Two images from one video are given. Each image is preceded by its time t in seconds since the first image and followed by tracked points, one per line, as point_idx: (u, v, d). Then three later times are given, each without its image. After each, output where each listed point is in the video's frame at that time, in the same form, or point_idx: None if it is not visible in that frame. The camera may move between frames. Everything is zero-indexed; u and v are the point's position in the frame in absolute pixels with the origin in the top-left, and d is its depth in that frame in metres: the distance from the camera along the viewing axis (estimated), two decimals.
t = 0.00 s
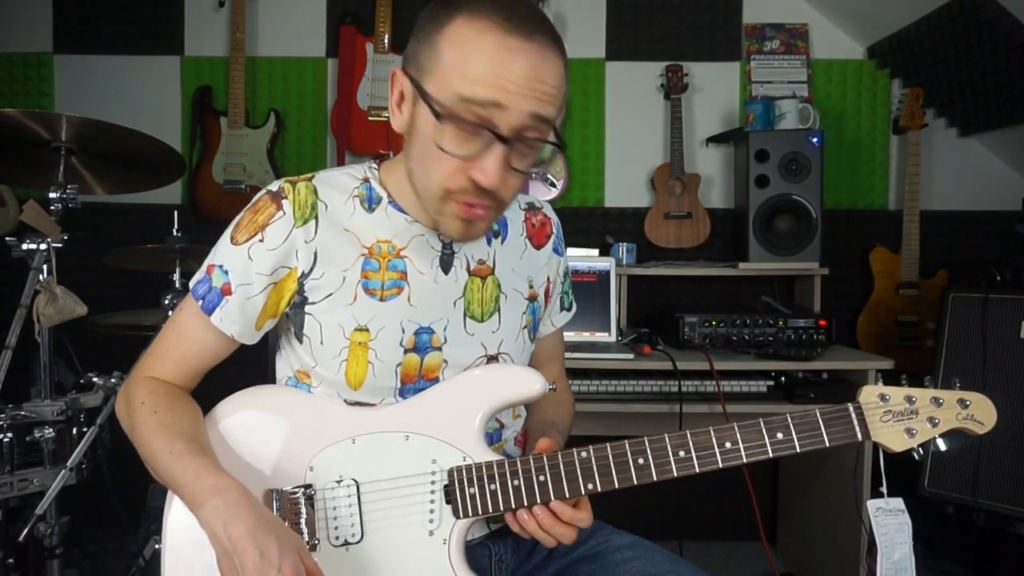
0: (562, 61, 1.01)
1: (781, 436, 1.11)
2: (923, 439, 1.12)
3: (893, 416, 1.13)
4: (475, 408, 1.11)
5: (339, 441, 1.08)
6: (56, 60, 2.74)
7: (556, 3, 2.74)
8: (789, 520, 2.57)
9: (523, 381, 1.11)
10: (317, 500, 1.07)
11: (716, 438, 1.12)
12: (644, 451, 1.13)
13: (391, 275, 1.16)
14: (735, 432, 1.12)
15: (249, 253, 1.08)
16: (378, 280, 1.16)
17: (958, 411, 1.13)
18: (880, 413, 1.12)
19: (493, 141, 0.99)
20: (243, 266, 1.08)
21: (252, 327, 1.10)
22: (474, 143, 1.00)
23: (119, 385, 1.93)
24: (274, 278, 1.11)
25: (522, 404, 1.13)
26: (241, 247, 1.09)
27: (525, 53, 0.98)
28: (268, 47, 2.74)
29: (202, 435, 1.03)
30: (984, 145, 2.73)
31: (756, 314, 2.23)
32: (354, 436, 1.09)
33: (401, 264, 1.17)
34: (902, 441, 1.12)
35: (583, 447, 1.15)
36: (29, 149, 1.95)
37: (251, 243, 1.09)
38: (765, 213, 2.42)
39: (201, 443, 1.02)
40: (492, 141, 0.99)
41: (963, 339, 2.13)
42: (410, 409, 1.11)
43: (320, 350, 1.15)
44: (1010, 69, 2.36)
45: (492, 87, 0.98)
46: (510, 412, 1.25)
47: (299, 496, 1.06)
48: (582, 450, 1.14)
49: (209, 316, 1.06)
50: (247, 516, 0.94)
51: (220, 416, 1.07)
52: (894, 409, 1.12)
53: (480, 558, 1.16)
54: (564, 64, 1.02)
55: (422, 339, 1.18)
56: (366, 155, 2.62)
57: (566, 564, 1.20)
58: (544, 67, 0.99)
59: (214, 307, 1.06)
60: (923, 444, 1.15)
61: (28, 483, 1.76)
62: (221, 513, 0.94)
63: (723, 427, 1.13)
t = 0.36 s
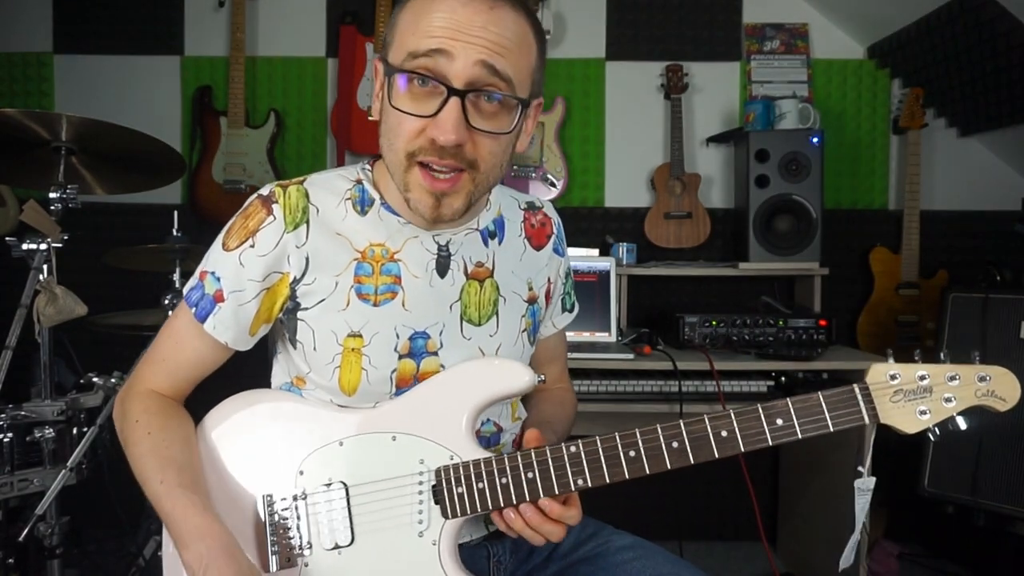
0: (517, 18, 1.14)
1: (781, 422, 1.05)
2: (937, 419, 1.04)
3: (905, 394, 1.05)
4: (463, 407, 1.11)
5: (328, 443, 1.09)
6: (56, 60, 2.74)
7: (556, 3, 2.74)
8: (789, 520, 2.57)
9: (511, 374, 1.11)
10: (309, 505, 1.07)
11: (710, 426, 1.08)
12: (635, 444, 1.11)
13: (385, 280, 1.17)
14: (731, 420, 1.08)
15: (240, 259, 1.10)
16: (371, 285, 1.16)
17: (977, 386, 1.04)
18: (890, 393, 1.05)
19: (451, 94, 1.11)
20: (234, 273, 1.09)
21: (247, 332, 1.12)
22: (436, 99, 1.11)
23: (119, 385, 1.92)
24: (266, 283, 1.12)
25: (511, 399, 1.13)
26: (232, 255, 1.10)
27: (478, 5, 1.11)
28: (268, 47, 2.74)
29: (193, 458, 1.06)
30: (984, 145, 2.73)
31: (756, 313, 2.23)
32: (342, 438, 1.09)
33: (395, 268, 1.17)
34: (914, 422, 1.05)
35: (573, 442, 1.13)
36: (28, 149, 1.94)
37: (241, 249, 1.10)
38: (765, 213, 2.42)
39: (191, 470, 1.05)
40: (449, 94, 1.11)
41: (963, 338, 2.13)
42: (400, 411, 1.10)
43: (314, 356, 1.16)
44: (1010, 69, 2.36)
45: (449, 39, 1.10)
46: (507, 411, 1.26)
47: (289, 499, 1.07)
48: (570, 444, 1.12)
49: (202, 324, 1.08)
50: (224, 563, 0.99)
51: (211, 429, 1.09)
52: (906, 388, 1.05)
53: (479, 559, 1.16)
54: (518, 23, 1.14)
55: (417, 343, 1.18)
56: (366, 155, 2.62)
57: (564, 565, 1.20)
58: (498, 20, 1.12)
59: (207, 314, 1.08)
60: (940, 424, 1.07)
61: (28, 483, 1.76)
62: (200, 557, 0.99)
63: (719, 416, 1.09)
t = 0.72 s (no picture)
0: (487, 7, 1.15)
1: (780, 414, 1.04)
2: (943, 404, 1.02)
3: (910, 378, 1.03)
4: (448, 409, 1.10)
5: (315, 448, 1.09)
6: (56, 60, 2.74)
7: (556, 3, 2.74)
8: (789, 520, 2.57)
9: (497, 371, 1.10)
10: (300, 511, 1.08)
11: (706, 420, 1.07)
12: (629, 440, 1.10)
13: (369, 285, 1.17)
14: (729, 413, 1.07)
15: (219, 268, 1.11)
16: (356, 290, 1.16)
17: (985, 370, 1.02)
18: (894, 378, 1.03)
19: (424, 87, 1.11)
20: (213, 283, 1.10)
21: (229, 343, 1.13)
22: (409, 92, 1.12)
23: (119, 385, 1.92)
24: (246, 292, 1.13)
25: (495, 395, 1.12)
26: (211, 265, 1.11)
27: None
28: (269, 47, 2.74)
29: (171, 468, 1.07)
30: (984, 145, 2.73)
31: (756, 314, 2.23)
32: (329, 442, 1.09)
33: (379, 273, 1.17)
34: (919, 408, 1.03)
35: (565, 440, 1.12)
36: (29, 149, 1.94)
37: (220, 258, 1.11)
38: (766, 214, 2.42)
39: (169, 480, 1.06)
40: (422, 87, 1.11)
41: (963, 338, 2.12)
42: (385, 415, 1.10)
43: (300, 365, 1.16)
44: (1011, 69, 2.36)
45: (419, 29, 1.11)
46: (504, 410, 1.26)
47: (279, 506, 1.08)
48: (563, 443, 1.11)
49: (182, 335, 1.09)
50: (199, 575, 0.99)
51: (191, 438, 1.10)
52: (910, 373, 1.03)
53: (476, 559, 1.17)
54: (488, 11, 1.15)
55: (405, 348, 1.18)
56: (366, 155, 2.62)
57: (563, 567, 1.20)
58: (467, 10, 1.12)
59: (188, 326, 1.09)
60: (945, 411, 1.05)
61: (28, 483, 1.76)
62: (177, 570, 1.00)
63: (716, 409, 1.07)
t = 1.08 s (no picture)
0: None
1: (759, 377, 1.08)
2: (913, 359, 1.07)
3: (882, 337, 1.07)
4: (441, 391, 1.10)
5: (308, 437, 1.09)
6: (56, 60, 2.74)
7: (556, 3, 2.74)
8: (789, 520, 2.57)
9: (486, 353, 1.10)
10: (297, 501, 1.08)
11: (690, 389, 1.11)
12: (617, 413, 1.13)
13: (361, 270, 1.18)
14: (712, 381, 1.11)
15: (214, 254, 1.11)
16: (348, 276, 1.17)
17: (951, 325, 1.07)
18: (866, 338, 1.07)
19: (411, 73, 1.14)
20: (209, 269, 1.10)
21: (225, 329, 1.12)
22: (396, 79, 1.14)
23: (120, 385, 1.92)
24: (241, 278, 1.13)
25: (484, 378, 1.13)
26: (206, 252, 1.11)
27: None
28: (268, 47, 2.74)
29: (171, 460, 1.06)
30: (984, 145, 2.73)
31: (756, 313, 2.22)
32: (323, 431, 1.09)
33: (370, 258, 1.18)
34: (892, 364, 1.07)
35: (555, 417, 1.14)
36: (29, 149, 1.94)
37: (215, 244, 1.12)
38: (766, 213, 2.42)
39: (169, 473, 1.05)
40: (409, 73, 1.14)
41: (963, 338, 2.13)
42: (375, 400, 1.10)
43: (293, 350, 1.17)
44: (1011, 69, 2.36)
45: (403, 19, 1.13)
46: (494, 399, 1.28)
47: (276, 498, 1.08)
48: (553, 419, 1.14)
49: (176, 321, 1.09)
50: (208, 561, 0.98)
51: (189, 430, 1.09)
52: (881, 332, 1.07)
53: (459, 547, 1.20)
54: (468, 1, 1.18)
55: (397, 332, 1.19)
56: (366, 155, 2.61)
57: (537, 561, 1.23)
58: None
59: (183, 311, 1.08)
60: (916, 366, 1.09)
61: (28, 483, 1.76)
62: (185, 558, 0.99)
63: (700, 377, 1.11)
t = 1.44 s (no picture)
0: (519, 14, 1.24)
1: (760, 393, 1.08)
2: (906, 390, 1.06)
3: (873, 367, 1.07)
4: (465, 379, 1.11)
5: (332, 418, 1.09)
6: (56, 60, 2.74)
7: (556, 3, 2.74)
8: (789, 520, 2.57)
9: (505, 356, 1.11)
10: (312, 477, 1.06)
11: (694, 400, 1.11)
12: (624, 415, 1.13)
13: (398, 254, 1.20)
14: (714, 392, 1.11)
15: (269, 225, 1.15)
16: (385, 258, 1.19)
17: (940, 359, 1.07)
18: (860, 365, 1.07)
19: (466, 76, 1.19)
20: (263, 237, 1.14)
21: (270, 296, 1.14)
22: (451, 82, 1.19)
23: (120, 385, 1.92)
24: (290, 249, 1.15)
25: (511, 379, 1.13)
26: (261, 222, 1.15)
27: (484, 2, 1.21)
28: (269, 47, 2.74)
29: (207, 421, 1.06)
30: (984, 145, 2.73)
31: (756, 314, 2.23)
32: (347, 413, 1.09)
33: (409, 245, 1.21)
34: (885, 394, 1.07)
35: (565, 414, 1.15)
36: (29, 149, 1.94)
37: (271, 217, 1.15)
38: (766, 213, 2.42)
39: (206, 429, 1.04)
40: (464, 77, 1.19)
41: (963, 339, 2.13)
42: (406, 384, 1.11)
43: (326, 321, 1.17)
44: (1010, 68, 2.36)
45: (462, 30, 1.19)
46: (506, 400, 1.28)
47: (294, 471, 1.06)
48: (564, 416, 1.14)
49: (227, 283, 1.11)
50: (223, 508, 0.95)
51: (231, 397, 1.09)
52: (874, 361, 1.07)
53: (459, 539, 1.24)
54: (519, 17, 1.24)
55: (425, 316, 1.20)
56: (366, 155, 2.61)
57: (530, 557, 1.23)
58: (502, 14, 1.21)
59: (235, 274, 1.11)
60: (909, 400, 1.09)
61: (28, 483, 1.76)
62: (201, 502, 0.95)
63: (704, 388, 1.11)
